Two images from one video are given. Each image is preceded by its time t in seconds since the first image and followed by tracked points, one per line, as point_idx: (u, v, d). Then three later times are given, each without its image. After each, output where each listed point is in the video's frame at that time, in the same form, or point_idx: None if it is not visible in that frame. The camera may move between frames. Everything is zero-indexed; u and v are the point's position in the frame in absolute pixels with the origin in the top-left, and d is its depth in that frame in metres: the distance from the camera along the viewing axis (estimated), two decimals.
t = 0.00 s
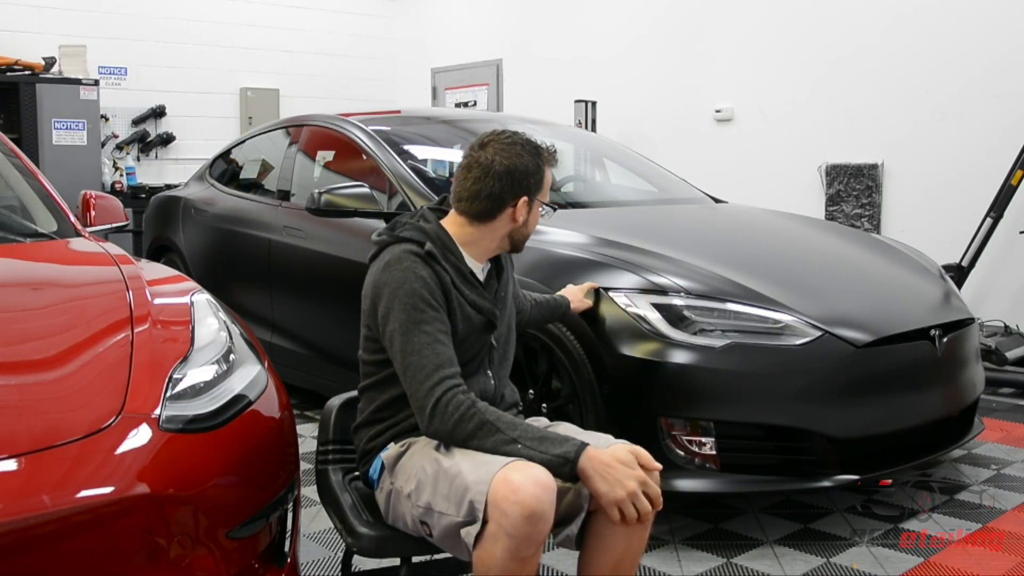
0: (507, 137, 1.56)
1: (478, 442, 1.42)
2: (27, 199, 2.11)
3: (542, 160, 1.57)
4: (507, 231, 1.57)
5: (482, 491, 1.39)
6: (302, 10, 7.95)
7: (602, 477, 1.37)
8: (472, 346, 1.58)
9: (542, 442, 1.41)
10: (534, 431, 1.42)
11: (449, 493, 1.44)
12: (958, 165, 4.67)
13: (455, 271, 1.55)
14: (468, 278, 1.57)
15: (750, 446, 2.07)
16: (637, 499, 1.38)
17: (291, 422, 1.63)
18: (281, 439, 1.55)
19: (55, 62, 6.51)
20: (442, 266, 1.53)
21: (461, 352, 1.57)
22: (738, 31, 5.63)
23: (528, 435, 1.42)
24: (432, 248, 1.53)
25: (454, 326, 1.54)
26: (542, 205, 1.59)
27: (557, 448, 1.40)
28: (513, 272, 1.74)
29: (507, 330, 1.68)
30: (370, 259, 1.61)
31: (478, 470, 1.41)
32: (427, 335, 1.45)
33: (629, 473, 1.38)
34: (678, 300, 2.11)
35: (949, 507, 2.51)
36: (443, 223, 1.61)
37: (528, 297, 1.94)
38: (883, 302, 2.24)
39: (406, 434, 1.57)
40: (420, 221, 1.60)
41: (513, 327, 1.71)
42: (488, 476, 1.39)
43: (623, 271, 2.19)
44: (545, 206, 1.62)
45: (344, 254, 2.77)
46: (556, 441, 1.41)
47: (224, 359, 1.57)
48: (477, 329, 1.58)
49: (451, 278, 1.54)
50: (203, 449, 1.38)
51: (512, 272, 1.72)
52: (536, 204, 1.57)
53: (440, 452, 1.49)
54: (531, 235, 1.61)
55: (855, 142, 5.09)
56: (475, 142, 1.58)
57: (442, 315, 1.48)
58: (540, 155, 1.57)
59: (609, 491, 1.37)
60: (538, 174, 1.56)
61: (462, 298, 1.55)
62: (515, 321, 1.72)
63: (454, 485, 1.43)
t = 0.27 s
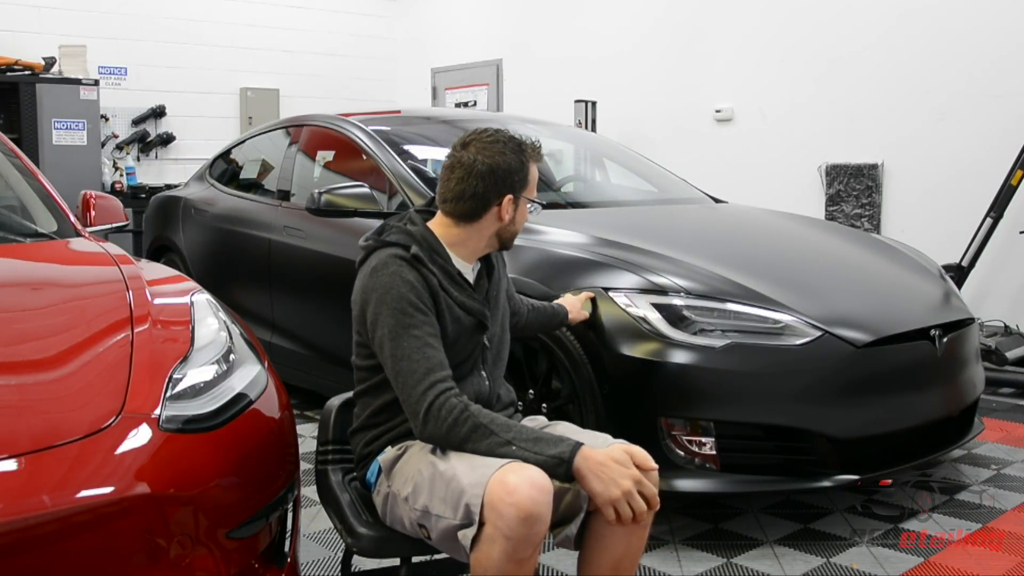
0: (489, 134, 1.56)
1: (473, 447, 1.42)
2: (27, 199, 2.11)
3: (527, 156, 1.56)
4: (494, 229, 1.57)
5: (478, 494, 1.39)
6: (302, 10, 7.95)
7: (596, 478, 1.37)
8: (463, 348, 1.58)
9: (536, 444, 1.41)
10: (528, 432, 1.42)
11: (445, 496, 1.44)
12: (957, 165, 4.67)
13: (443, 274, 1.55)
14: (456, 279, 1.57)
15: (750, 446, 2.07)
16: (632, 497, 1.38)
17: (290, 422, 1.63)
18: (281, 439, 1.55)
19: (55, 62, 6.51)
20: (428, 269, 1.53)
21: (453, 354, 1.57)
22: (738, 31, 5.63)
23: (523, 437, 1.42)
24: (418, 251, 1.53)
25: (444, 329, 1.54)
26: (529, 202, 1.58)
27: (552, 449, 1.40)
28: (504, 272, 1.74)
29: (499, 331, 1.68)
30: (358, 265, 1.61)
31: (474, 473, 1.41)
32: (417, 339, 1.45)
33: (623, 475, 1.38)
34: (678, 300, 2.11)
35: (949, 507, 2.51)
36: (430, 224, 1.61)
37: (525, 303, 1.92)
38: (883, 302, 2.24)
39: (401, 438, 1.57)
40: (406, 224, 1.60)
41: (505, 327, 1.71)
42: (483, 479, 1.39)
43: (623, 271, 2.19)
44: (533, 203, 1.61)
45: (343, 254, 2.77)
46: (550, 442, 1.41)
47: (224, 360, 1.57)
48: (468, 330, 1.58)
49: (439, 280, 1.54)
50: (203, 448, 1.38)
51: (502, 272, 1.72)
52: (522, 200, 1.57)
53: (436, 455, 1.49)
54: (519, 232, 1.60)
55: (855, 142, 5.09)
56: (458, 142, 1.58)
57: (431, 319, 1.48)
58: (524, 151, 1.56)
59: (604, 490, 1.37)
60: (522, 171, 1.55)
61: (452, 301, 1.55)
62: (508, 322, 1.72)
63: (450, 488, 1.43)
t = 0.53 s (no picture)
0: (480, 135, 1.56)
1: (469, 446, 1.43)
2: (27, 199, 2.11)
3: (519, 156, 1.56)
4: (488, 230, 1.57)
5: (474, 494, 1.39)
6: (302, 10, 7.95)
7: (594, 474, 1.37)
8: (460, 347, 1.58)
9: (532, 443, 1.41)
10: (524, 432, 1.42)
11: (443, 496, 1.44)
12: (957, 165, 4.67)
13: (437, 274, 1.55)
14: (450, 280, 1.57)
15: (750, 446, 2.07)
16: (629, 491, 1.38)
17: (290, 422, 1.63)
18: (281, 439, 1.55)
19: (55, 62, 6.51)
20: (422, 270, 1.52)
21: (449, 354, 1.57)
22: (738, 31, 5.63)
23: (519, 436, 1.42)
24: (411, 253, 1.52)
25: (439, 329, 1.54)
26: (523, 202, 1.58)
27: (548, 447, 1.40)
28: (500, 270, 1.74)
29: (497, 330, 1.68)
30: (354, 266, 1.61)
31: (470, 473, 1.41)
32: (411, 341, 1.45)
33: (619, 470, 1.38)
34: (678, 300, 2.11)
35: (949, 507, 2.51)
36: (424, 226, 1.61)
37: (531, 289, 1.97)
38: (883, 302, 2.24)
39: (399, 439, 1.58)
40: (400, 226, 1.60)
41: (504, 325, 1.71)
42: (480, 479, 1.39)
43: (622, 271, 2.19)
44: (528, 203, 1.61)
45: (343, 254, 2.77)
46: (546, 441, 1.41)
47: (224, 360, 1.57)
48: (464, 330, 1.58)
49: (433, 281, 1.53)
50: (203, 448, 1.38)
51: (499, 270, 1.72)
52: (515, 200, 1.57)
53: (434, 456, 1.49)
54: (514, 232, 1.60)
55: (855, 142, 5.09)
56: (449, 143, 1.58)
57: (425, 320, 1.48)
58: (516, 151, 1.56)
59: (601, 486, 1.37)
60: (515, 171, 1.55)
61: (447, 301, 1.55)
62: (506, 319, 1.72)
63: (447, 488, 1.43)
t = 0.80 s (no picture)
0: (460, 133, 1.57)
1: (476, 442, 1.42)
2: (27, 199, 2.11)
3: (502, 150, 1.55)
4: (481, 226, 1.57)
5: (477, 493, 1.39)
6: (302, 10, 7.95)
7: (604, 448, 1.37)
8: (461, 347, 1.58)
9: (537, 434, 1.40)
10: (529, 424, 1.42)
11: (445, 496, 1.44)
12: (958, 165, 4.67)
13: (437, 275, 1.55)
14: (449, 279, 1.57)
15: (750, 446, 2.07)
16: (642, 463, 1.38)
17: (290, 422, 1.63)
18: (281, 439, 1.56)
19: (55, 62, 6.51)
20: (421, 271, 1.53)
21: (450, 354, 1.57)
22: (738, 31, 5.63)
23: (526, 428, 1.41)
24: (411, 255, 1.52)
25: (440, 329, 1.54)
26: (513, 195, 1.56)
27: (556, 437, 1.39)
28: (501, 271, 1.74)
29: (498, 330, 1.68)
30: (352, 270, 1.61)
31: (473, 471, 1.41)
32: (412, 340, 1.45)
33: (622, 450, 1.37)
34: (678, 300, 2.11)
35: (949, 507, 2.51)
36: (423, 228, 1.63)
37: (530, 292, 1.98)
38: (883, 302, 2.24)
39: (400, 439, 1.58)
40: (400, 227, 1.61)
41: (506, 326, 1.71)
42: (483, 478, 1.39)
43: (623, 271, 2.20)
44: (523, 195, 1.59)
45: (343, 254, 2.77)
46: (553, 430, 1.40)
47: (224, 360, 1.57)
48: (465, 330, 1.58)
49: (433, 282, 1.54)
50: (203, 448, 1.38)
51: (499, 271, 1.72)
52: (504, 193, 1.55)
53: (435, 455, 1.48)
54: (510, 226, 1.58)
55: (855, 142, 5.09)
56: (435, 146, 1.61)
57: (425, 321, 1.48)
58: (499, 145, 1.56)
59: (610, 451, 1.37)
60: (498, 165, 1.54)
61: (447, 301, 1.55)
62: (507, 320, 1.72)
63: (450, 488, 1.43)
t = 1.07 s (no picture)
0: (428, 130, 1.57)
1: (481, 449, 1.41)
2: (27, 199, 2.11)
3: (471, 139, 1.54)
4: (463, 219, 1.55)
5: (485, 495, 1.39)
6: (302, 10, 7.95)
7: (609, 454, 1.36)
8: (458, 351, 1.58)
9: (541, 438, 1.40)
10: (531, 428, 1.41)
11: (450, 497, 1.44)
12: (958, 165, 4.67)
13: (432, 280, 1.55)
14: (445, 283, 1.57)
15: (750, 446, 2.07)
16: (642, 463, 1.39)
17: (290, 422, 1.63)
18: (281, 440, 1.55)
19: (55, 62, 6.51)
20: (415, 278, 1.53)
21: (449, 360, 1.57)
22: (738, 31, 5.63)
23: (529, 434, 1.41)
24: (404, 261, 1.53)
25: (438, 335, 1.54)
26: (488, 182, 1.53)
27: (562, 440, 1.39)
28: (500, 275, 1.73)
29: (499, 334, 1.67)
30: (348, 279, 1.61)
31: (479, 473, 1.41)
32: (410, 349, 1.45)
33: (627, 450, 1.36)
34: (678, 300, 2.11)
35: (949, 507, 2.51)
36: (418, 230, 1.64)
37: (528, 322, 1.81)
38: (883, 302, 2.24)
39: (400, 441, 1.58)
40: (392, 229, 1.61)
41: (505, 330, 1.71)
42: (489, 479, 1.39)
43: (623, 271, 2.20)
44: (503, 180, 1.55)
45: (343, 254, 2.77)
46: (558, 434, 1.40)
47: (224, 360, 1.57)
48: (462, 334, 1.57)
49: (428, 288, 1.54)
50: (204, 448, 1.38)
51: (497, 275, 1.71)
52: (476, 181, 1.53)
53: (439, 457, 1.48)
54: (494, 215, 1.55)
55: (855, 142, 5.09)
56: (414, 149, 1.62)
57: (421, 328, 1.48)
58: (465, 135, 1.54)
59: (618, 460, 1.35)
60: (467, 155, 1.53)
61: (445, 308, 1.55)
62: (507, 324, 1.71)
63: (455, 489, 1.43)
